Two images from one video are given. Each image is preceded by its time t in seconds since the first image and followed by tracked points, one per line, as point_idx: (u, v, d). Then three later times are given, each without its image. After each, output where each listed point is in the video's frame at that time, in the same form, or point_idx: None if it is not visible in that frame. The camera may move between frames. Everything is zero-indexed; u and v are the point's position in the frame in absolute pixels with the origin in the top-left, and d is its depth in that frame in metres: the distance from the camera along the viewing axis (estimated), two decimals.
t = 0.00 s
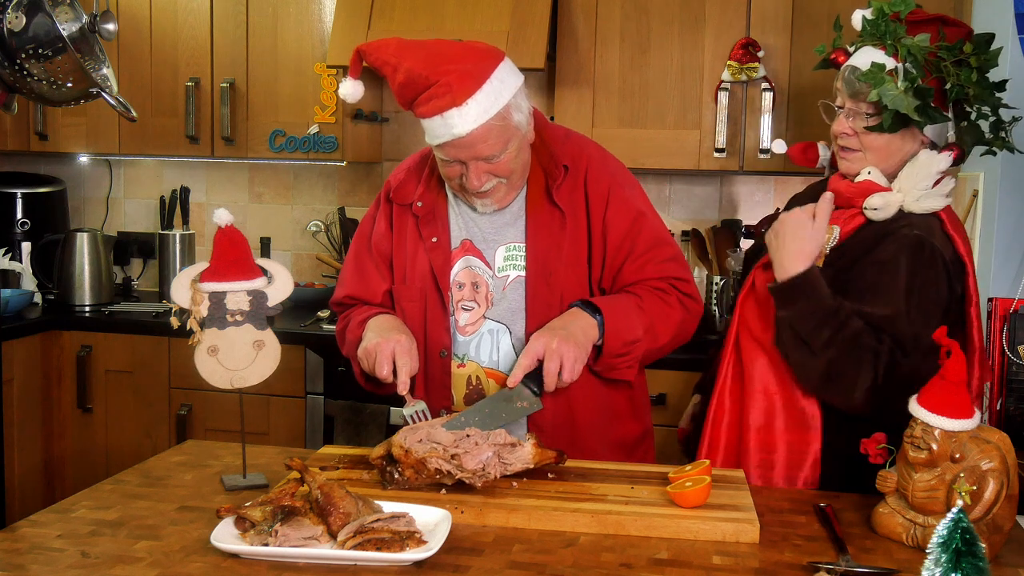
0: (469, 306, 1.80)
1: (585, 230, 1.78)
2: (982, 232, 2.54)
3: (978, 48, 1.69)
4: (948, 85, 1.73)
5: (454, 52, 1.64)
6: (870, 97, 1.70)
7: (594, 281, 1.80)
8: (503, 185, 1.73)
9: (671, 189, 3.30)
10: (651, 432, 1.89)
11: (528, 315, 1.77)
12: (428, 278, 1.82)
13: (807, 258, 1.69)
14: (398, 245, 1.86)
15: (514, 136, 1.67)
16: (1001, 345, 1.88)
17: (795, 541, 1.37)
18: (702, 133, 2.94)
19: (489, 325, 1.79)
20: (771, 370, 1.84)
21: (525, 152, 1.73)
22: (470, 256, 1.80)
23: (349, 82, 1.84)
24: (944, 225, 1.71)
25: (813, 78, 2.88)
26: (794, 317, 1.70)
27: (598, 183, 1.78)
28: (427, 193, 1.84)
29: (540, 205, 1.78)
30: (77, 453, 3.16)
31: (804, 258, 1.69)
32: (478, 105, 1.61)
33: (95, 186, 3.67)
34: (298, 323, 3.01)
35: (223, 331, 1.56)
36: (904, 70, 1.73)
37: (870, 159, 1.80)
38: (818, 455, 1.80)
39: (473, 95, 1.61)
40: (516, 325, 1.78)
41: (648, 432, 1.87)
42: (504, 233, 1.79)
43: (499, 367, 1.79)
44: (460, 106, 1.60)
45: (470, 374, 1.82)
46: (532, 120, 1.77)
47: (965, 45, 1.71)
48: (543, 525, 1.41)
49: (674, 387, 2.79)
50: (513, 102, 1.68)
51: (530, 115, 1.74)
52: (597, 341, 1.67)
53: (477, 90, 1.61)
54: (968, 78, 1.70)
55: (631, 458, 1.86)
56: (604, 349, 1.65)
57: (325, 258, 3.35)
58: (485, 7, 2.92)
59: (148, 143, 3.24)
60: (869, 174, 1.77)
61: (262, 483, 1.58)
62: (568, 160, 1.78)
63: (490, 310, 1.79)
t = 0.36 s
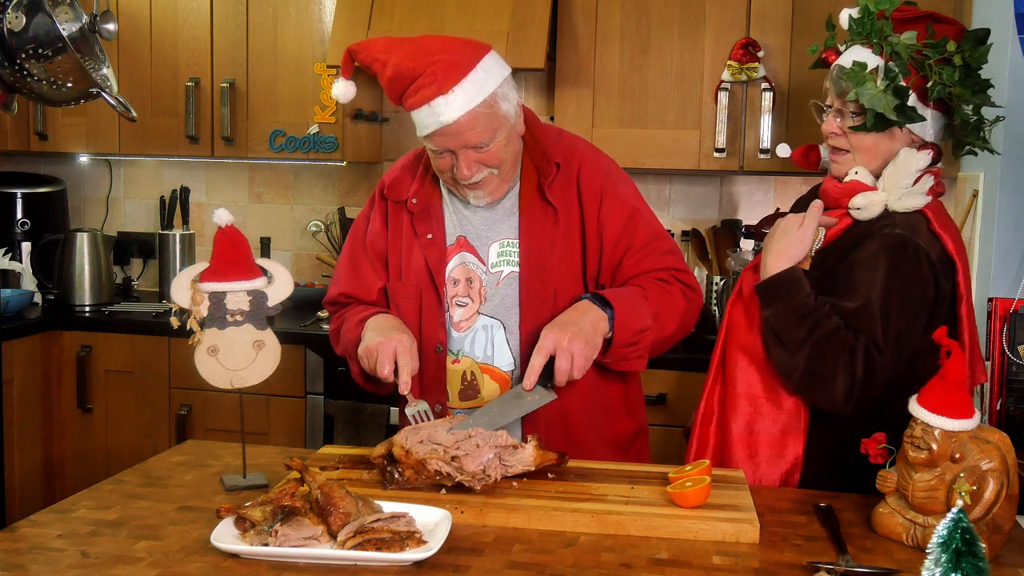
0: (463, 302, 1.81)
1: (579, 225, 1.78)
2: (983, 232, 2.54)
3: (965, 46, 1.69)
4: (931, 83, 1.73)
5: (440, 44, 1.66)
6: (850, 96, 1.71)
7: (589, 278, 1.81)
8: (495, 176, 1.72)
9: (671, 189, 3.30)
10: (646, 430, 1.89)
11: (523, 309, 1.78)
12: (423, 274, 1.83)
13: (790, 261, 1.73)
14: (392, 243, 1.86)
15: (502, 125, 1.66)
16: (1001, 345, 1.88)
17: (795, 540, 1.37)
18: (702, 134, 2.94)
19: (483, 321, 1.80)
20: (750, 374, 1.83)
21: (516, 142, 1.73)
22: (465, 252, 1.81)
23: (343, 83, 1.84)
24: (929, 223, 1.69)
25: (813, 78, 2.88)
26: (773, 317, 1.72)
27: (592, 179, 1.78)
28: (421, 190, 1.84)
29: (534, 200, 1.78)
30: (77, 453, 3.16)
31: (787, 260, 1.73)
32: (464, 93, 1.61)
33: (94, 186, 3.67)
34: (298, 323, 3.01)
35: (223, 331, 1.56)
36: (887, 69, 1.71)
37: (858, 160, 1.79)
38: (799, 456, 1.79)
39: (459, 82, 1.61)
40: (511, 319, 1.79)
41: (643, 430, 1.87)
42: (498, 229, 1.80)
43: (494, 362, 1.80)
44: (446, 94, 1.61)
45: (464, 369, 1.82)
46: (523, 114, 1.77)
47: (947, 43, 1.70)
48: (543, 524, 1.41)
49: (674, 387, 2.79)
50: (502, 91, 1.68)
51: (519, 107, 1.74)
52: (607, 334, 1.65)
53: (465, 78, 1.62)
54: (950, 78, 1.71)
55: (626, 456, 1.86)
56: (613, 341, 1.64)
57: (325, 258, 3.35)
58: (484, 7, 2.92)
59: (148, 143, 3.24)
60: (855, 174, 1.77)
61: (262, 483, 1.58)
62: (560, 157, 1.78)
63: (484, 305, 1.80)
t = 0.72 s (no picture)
0: (462, 293, 1.80)
1: (580, 223, 1.79)
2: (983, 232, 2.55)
3: (918, 37, 1.75)
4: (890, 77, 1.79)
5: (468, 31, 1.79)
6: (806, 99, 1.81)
7: (587, 277, 1.81)
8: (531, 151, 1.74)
9: (671, 189, 3.30)
10: (642, 430, 1.89)
11: (524, 303, 1.78)
12: (424, 267, 1.82)
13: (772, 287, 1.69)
14: (395, 236, 1.87)
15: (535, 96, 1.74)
16: (1001, 345, 1.88)
17: (795, 541, 1.37)
18: (702, 133, 2.94)
19: (483, 313, 1.80)
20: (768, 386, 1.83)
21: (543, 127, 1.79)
22: (467, 243, 1.80)
23: (353, 89, 1.89)
24: (933, 220, 1.73)
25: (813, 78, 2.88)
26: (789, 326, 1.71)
27: (596, 179, 1.79)
28: (426, 181, 1.83)
29: (539, 194, 1.79)
30: (77, 453, 3.16)
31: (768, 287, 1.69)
32: (503, 55, 1.72)
33: (94, 186, 3.67)
34: (298, 323, 3.01)
35: (222, 331, 1.56)
36: (843, 71, 1.79)
37: (834, 162, 1.87)
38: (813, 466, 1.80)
39: (497, 46, 1.72)
40: (512, 312, 1.79)
41: (639, 430, 1.87)
42: (502, 222, 1.80)
43: (495, 354, 1.79)
44: (488, 52, 1.71)
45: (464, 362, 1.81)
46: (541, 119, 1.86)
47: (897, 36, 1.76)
48: (543, 524, 1.41)
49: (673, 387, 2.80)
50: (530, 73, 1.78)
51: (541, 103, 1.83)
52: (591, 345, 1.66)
53: (501, 43, 1.73)
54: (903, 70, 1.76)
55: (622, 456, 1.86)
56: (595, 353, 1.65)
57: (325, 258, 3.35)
58: (484, 7, 2.92)
59: (148, 143, 3.24)
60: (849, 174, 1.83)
61: (262, 483, 1.58)
62: (568, 155, 1.79)
63: (484, 296, 1.80)
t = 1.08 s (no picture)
0: (467, 287, 1.80)
1: (585, 223, 1.79)
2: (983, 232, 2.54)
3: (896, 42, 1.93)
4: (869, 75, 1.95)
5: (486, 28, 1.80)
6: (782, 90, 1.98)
7: (592, 277, 1.81)
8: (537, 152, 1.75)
9: (672, 188, 3.30)
10: (643, 431, 1.89)
11: (529, 300, 1.78)
12: (429, 261, 1.82)
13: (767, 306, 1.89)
14: (400, 231, 1.86)
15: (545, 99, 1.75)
16: (1001, 345, 1.88)
17: (795, 541, 1.37)
18: (702, 133, 2.94)
19: (488, 307, 1.80)
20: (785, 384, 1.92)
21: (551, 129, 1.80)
22: (473, 238, 1.80)
23: (366, 78, 1.85)
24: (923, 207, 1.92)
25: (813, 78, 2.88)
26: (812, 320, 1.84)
27: (600, 181, 1.80)
28: (433, 177, 1.84)
29: (545, 192, 1.79)
30: (77, 453, 3.16)
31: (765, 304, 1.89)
32: (518, 55, 1.73)
33: (94, 186, 3.67)
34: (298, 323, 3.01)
35: (222, 331, 1.56)
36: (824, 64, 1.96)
37: (808, 152, 2.04)
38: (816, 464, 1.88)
39: (514, 45, 1.73)
40: (517, 307, 1.79)
41: (640, 431, 1.87)
42: (508, 218, 1.81)
43: (499, 348, 1.79)
44: (505, 52, 1.72)
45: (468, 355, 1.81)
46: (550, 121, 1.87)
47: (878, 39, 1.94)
48: (543, 524, 1.41)
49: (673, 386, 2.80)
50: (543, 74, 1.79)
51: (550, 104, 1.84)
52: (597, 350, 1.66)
53: (518, 44, 1.74)
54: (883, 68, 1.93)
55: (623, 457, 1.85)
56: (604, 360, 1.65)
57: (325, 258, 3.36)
58: (484, 7, 2.92)
59: (148, 143, 3.24)
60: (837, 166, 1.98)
61: (262, 483, 1.58)
62: (575, 154, 1.80)
63: (489, 291, 1.80)
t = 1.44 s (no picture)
0: (477, 280, 1.80)
1: (596, 223, 1.79)
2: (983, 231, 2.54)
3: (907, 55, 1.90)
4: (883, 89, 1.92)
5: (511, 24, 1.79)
6: (817, 101, 1.88)
7: (601, 276, 1.80)
8: (533, 157, 1.75)
9: (671, 189, 3.30)
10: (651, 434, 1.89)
11: (538, 295, 1.77)
12: (441, 255, 1.82)
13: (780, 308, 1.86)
14: (414, 227, 1.86)
15: (552, 107, 1.74)
16: (1001, 345, 1.88)
17: (795, 541, 1.37)
18: (702, 133, 2.94)
19: (498, 299, 1.79)
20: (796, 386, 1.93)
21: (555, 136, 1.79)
22: (485, 232, 1.80)
23: (399, 43, 1.87)
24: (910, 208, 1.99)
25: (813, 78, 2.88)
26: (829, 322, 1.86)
27: (612, 183, 1.80)
28: (447, 173, 1.84)
29: (556, 189, 1.79)
30: (77, 453, 3.16)
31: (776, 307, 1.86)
32: (531, 59, 1.72)
33: (94, 186, 3.67)
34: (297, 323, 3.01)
35: (222, 331, 1.56)
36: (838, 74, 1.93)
37: (805, 161, 1.96)
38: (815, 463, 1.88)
39: (529, 49, 1.72)
40: (526, 301, 1.79)
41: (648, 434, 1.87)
42: (520, 213, 1.81)
43: (507, 339, 1.79)
44: (516, 54, 1.71)
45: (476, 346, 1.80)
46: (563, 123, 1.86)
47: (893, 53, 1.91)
48: (543, 524, 1.41)
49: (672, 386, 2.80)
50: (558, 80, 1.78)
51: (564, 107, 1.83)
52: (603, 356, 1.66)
53: (534, 47, 1.73)
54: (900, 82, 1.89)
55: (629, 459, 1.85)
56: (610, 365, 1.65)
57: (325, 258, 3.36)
58: (483, 8, 2.92)
59: (148, 143, 3.24)
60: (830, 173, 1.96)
61: (262, 483, 1.58)
62: (587, 155, 1.81)
63: (498, 283, 1.79)
